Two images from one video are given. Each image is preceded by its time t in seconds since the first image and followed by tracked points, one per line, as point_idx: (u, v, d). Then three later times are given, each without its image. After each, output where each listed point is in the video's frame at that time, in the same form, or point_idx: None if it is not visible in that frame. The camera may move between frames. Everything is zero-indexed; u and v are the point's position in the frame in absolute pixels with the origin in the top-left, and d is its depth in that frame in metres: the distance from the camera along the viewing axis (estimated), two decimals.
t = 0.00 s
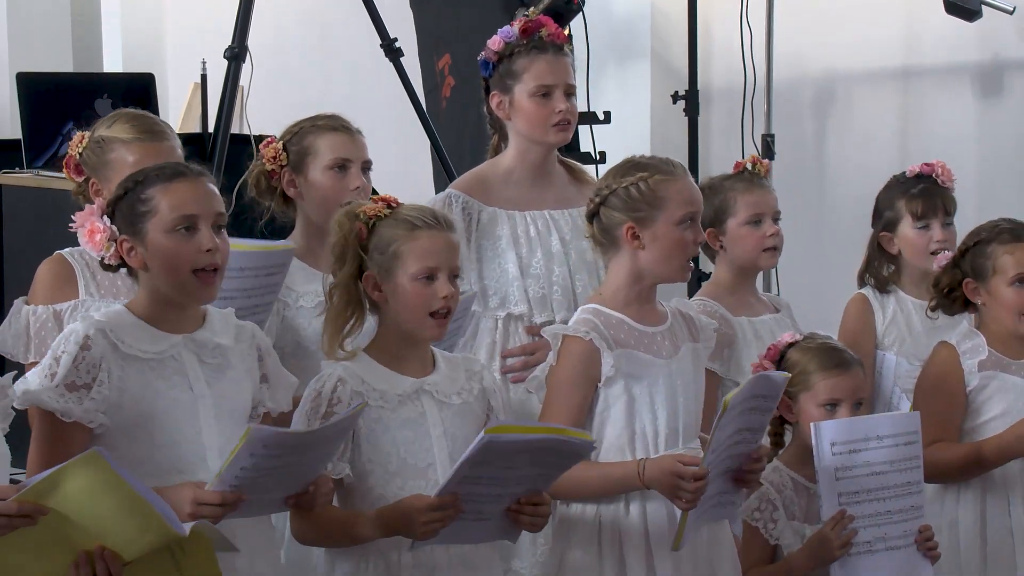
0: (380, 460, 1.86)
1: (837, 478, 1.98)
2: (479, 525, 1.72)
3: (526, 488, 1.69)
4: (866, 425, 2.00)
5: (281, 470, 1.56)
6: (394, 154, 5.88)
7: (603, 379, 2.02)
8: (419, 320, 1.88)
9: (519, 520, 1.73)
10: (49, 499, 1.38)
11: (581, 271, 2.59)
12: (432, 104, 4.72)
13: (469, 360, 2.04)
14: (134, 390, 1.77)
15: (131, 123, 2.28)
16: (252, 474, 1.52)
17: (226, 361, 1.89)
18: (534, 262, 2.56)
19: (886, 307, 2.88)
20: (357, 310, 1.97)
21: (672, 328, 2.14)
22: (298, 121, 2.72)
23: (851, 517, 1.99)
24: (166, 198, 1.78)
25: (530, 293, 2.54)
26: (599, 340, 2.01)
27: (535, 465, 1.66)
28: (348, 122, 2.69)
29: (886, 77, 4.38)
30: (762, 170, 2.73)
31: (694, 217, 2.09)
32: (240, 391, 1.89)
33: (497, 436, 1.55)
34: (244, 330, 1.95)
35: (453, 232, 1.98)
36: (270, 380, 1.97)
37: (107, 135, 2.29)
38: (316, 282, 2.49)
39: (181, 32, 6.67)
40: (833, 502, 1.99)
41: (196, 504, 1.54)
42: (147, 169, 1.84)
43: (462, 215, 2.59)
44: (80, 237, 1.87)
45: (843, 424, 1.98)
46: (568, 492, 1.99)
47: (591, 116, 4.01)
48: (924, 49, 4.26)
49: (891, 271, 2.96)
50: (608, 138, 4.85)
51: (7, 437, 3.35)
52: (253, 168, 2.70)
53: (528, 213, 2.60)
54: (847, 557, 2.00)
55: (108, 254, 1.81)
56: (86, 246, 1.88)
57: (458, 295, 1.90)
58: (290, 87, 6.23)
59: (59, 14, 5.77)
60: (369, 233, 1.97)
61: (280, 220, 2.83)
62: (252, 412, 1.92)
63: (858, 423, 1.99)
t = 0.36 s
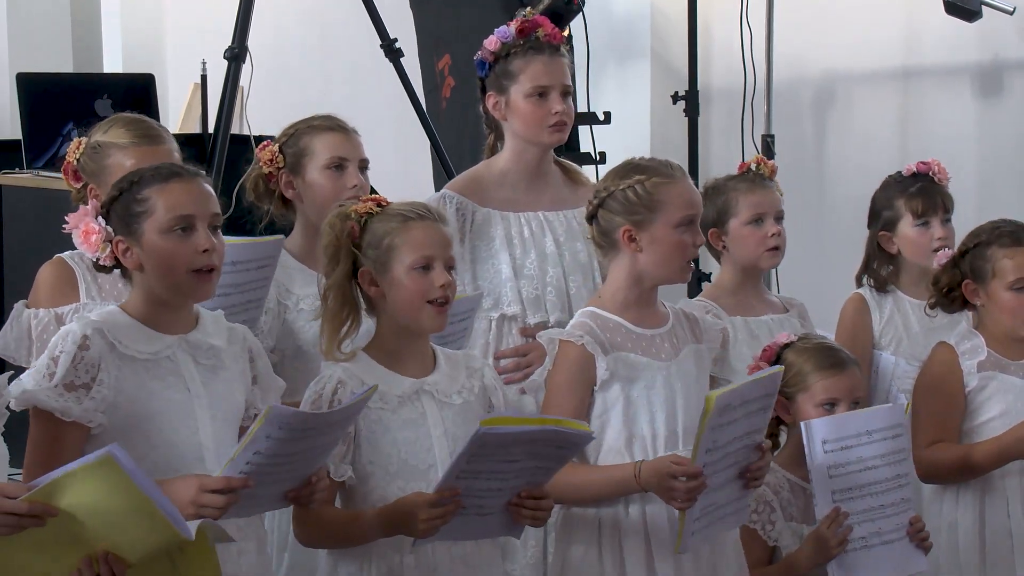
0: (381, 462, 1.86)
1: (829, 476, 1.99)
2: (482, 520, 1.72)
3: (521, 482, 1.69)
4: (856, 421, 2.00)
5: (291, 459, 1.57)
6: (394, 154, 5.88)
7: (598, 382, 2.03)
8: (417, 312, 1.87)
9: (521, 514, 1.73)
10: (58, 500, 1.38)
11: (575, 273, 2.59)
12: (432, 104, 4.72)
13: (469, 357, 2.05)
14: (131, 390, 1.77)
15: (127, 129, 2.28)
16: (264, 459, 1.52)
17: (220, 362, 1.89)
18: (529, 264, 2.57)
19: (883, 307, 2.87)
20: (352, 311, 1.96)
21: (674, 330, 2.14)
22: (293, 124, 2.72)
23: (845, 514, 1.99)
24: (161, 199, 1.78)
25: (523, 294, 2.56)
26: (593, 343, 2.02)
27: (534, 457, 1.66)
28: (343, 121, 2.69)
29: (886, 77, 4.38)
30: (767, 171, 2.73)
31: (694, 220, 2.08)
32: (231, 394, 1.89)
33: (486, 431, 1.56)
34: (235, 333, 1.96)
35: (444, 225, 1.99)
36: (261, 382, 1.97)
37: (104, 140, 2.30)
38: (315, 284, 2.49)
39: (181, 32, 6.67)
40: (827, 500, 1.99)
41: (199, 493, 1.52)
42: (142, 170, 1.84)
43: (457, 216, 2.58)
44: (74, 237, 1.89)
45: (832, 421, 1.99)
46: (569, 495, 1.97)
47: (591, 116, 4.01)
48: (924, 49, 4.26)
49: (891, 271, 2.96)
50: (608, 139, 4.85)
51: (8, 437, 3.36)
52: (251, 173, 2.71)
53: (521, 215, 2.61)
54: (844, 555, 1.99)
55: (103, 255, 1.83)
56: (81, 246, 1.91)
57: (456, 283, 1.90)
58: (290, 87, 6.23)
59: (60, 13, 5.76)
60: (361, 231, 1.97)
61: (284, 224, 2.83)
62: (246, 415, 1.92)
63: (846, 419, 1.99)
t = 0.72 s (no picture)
0: (378, 461, 1.86)
1: (821, 475, 1.98)
2: (481, 518, 1.71)
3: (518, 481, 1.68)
4: (845, 420, 1.99)
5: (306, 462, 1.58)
6: (394, 154, 5.88)
7: (589, 381, 2.03)
8: (414, 314, 1.87)
9: (518, 514, 1.72)
10: (48, 495, 1.38)
11: (575, 274, 2.59)
12: (431, 104, 4.70)
13: (466, 357, 2.04)
14: (144, 392, 1.77)
15: (111, 126, 2.28)
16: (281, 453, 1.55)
17: (230, 360, 1.88)
18: (529, 265, 2.57)
19: (879, 307, 2.87)
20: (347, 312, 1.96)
21: (672, 330, 2.13)
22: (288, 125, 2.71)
23: (838, 513, 1.98)
24: (170, 198, 1.78)
25: (525, 295, 2.56)
26: (583, 342, 2.02)
27: (532, 454, 1.65)
28: (337, 120, 2.68)
29: (886, 77, 4.38)
30: (768, 172, 2.73)
31: (680, 217, 2.08)
32: (241, 392, 1.89)
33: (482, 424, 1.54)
34: (241, 328, 1.95)
35: (440, 226, 1.98)
36: (267, 376, 1.97)
37: (88, 139, 2.28)
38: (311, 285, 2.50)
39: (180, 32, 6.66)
40: (819, 499, 1.99)
41: (217, 479, 1.55)
42: (148, 170, 1.84)
43: (457, 217, 2.59)
44: (81, 239, 1.85)
45: (821, 420, 1.98)
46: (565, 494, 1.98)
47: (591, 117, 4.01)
48: (924, 48, 4.26)
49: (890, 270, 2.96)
50: (607, 139, 4.86)
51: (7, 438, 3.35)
52: (247, 175, 2.70)
53: (521, 215, 2.61)
54: (836, 555, 1.99)
55: (111, 256, 1.81)
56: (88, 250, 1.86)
57: (451, 286, 1.90)
58: (289, 87, 6.22)
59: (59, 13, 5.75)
60: (357, 232, 1.96)
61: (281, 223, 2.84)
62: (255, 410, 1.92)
63: (834, 418, 1.98)
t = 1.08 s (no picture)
0: (374, 460, 1.86)
1: (814, 478, 1.97)
2: (472, 518, 1.72)
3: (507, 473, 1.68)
4: (834, 419, 1.96)
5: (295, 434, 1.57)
6: (394, 153, 5.89)
7: (587, 382, 2.03)
8: (407, 312, 1.87)
9: (510, 513, 1.72)
10: (37, 490, 1.38)
11: (581, 274, 2.60)
12: (431, 104, 4.69)
13: (466, 355, 2.04)
14: (138, 392, 1.77)
15: (105, 128, 2.27)
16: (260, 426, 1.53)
17: (226, 363, 1.88)
18: (537, 264, 2.58)
19: (881, 306, 2.87)
20: (342, 313, 1.96)
21: (670, 330, 2.14)
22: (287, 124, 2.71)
23: (834, 514, 1.98)
24: (168, 199, 1.78)
25: (532, 294, 2.56)
26: (581, 343, 2.02)
27: (517, 452, 1.66)
28: (336, 120, 2.68)
29: (886, 77, 4.38)
30: (767, 172, 2.74)
31: (676, 216, 2.08)
32: (240, 394, 1.88)
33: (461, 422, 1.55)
34: (242, 331, 1.95)
35: (431, 223, 1.97)
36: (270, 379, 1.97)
37: (82, 141, 2.28)
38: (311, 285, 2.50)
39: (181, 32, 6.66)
40: (815, 502, 1.98)
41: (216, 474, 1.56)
42: (147, 171, 1.84)
43: (467, 216, 2.61)
44: (81, 238, 1.85)
45: (813, 422, 1.95)
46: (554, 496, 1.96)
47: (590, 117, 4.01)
48: (923, 48, 4.26)
49: (890, 270, 2.96)
50: (607, 139, 4.85)
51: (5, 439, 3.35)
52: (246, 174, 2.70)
53: (529, 214, 2.61)
54: (836, 555, 1.99)
55: (110, 256, 1.81)
56: (86, 248, 1.86)
57: (442, 281, 1.89)
58: (289, 87, 6.22)
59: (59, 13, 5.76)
60: (346, 233, 1.95)
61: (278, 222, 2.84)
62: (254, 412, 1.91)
63: (824, 418, 1.95)
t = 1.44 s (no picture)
0: (372, 460, 1.86)
1: (815, 482, 1.96)
2: (466, 519, 1.71)
3: (505, 472, 1.68)
4: (837, 424, 1.94)
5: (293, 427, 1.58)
6: (393, 154, 5.89)
7: (587, 383, 2.03)
8: (407, 314, 1.87)
9: (506, 514, 1.72)
10: (56, 489, 1.37)
11: (589, 275, 2.60)
12: (432, 107, 4.64)
13: (464, 354, 2.04)
14: (134, 393, 1.77)
15: (102, 127, 2.27)
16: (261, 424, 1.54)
17: (221, 366, 1.88)
18: (546, 265, 2.56)
19: (883, 307, 2.87)
20: (342, 311, 1.96)
21: (670, 332, 2.14)
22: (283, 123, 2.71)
23: (835, 517, 1.98)
24: (163, 198, 1.78)
25: (540, 295, 2.54)
26: (580, 343, 2.02)
27: (514, 452, 1.66)
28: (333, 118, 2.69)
29: (886, 77, 4.38)
30: (762, 172, 2.72)
31: (679, 220, 2.07)
32: (233, 397, 1.88)
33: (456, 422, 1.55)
34: (236, 335, 1.95)
35: (428, 221, 1.97)
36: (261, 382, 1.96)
37: (79, 139, 2.28)
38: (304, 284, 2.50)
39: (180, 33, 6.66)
40: (815, 505, 1.98)
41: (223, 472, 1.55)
42: (144, 171, 1.84)
43: (477, 216, 2.61)
44: (78, 239, 1.92)
45: (815, 427, 1.93)
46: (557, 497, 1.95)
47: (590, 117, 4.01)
48: (923, 49, 4.26)
49: (892, 270, 2.95)
50: (607, 139, 4.85)
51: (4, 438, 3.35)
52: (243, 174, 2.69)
53: (538, 214, 2.61)
54: (837, 559, 2.00)
55: (105, 255, 1.85)
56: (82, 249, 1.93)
57: (440, 280, 1.89)
58: (290, 87, 6.22)
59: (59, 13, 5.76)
60: (345, 232, 1.95)
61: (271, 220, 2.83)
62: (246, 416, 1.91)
63: (825, 425, 1.93)
